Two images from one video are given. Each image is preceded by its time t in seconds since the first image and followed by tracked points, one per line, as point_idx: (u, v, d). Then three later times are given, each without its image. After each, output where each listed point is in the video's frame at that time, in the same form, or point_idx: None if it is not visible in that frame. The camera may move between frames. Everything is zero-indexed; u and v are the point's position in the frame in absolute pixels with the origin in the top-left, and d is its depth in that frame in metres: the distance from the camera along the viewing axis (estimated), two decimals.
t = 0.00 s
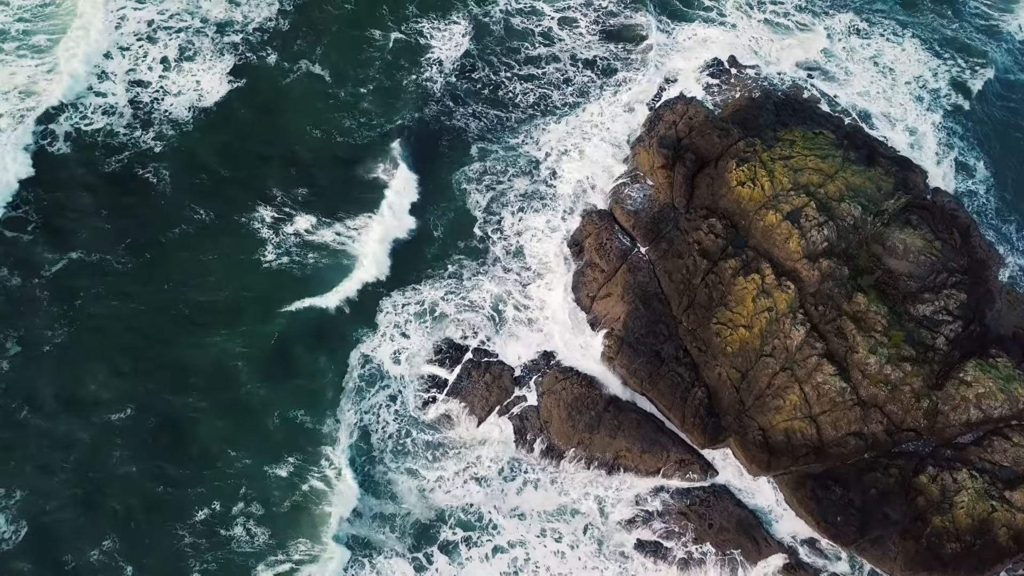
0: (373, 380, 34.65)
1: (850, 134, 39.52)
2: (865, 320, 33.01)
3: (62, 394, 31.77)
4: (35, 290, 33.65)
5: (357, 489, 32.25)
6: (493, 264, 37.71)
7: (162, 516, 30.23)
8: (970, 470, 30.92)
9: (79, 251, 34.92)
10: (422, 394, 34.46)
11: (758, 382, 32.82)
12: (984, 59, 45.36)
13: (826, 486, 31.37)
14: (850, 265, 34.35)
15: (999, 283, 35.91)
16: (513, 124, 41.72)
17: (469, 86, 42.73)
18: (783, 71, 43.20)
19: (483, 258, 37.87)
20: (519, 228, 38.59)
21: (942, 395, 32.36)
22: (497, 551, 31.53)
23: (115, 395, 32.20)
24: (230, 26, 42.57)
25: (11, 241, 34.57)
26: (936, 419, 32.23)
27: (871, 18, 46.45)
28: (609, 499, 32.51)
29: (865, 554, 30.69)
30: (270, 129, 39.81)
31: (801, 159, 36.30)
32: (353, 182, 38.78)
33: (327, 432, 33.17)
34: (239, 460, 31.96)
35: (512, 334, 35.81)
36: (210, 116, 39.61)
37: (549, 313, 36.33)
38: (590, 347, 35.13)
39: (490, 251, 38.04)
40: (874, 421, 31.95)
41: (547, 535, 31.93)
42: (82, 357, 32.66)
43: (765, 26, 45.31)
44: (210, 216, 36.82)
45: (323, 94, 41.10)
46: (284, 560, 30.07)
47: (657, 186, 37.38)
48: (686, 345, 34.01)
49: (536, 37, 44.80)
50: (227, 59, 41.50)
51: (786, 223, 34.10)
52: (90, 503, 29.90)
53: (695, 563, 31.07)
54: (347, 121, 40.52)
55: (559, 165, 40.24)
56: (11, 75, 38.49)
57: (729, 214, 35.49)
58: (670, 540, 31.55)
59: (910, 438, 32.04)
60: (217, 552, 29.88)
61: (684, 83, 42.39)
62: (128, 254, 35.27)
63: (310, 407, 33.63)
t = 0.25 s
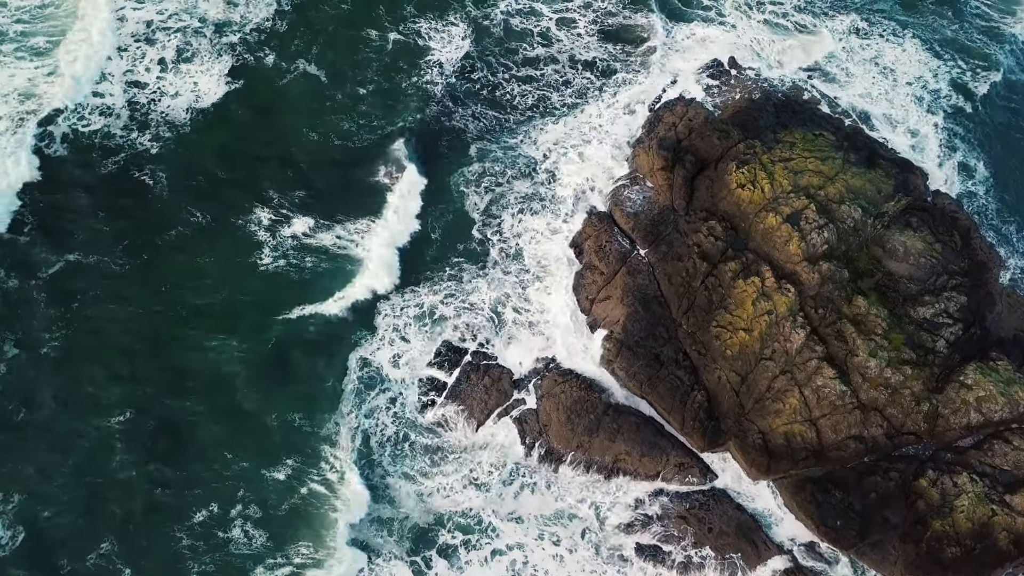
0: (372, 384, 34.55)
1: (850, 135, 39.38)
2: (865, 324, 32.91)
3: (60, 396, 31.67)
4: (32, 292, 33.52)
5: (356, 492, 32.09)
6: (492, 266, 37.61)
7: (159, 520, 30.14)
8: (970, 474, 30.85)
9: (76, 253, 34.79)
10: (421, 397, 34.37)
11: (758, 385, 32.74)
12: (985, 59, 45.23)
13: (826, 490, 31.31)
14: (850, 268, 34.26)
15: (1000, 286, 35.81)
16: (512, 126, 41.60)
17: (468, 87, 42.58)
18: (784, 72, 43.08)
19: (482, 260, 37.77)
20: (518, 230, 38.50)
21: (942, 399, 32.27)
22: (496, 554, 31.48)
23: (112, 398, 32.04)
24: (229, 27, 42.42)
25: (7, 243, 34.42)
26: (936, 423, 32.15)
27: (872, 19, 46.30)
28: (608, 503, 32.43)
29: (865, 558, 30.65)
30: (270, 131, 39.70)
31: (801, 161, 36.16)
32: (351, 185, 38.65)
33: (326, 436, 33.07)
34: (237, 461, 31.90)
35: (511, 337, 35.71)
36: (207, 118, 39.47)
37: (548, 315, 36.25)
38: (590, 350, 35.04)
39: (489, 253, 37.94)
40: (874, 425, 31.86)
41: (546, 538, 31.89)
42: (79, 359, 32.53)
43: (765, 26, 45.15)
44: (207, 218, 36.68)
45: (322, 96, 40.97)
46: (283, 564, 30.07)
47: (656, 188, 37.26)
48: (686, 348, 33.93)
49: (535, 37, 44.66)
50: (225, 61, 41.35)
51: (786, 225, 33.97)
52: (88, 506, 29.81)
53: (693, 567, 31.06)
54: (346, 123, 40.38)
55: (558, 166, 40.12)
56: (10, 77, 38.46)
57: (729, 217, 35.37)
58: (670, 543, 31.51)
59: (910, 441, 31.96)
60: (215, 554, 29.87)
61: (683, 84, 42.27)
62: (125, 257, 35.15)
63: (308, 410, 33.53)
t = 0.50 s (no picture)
0: (371, 387, 34.44)
1: (850, 137, 39.22)
2: (865, 327, 32.79)
3: (56, 399, 31.53)
4: (27, 294, 33.36)
5: (354, 495, 31.95)
6: (491, 268, 37.50)
7: (156, 523, 29.96)
8: (971, 478, 30.74)
9: (72, 256, 34.63)
10: (419, 400, 34.27)
11: (758, 389, 32.65)
12: (984, 60, 45.11)
13: (826, 494, 31.21)
14: (850, 270, 34.13)
15: (1000, 288, 35.69)
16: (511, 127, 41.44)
17: (468, 87, 42.46)
18: (784, 73, 42.93)
19: (481, 262, 37.65)
20: (517, 231, 38.38)
21: (942, 402, 32.13)
22: (494, 558, 31.38)
23: (109, 401, 31.90)
24: (227, 27, 42.32)
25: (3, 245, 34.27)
26: (936, 426, 32.04)
27: (871, 19, 46.17)
28: (607, 507, 32.35)
29: (865, 563, 30.55)
30: (269, 131, 39.61)
31: (801, 163, 36.02)
32: (350, 187, 38.52)
33: (324, 439, 32.94)
34: (233, 464, 31.77)
35: (510, 340, 35.62)
36: (204, 119, 39.33)
37: (547, 318, 36.16)
38: (588, 354, 34.98)
39: (488, 255, 37.82)
40: (874, 429, 31.75)
41: (544, 542, 31.79)
42: (75, 362, 32.40)
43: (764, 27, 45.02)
44: (204, 221, 36.55)
45: (320, 97, 40.84)
46: (282, 567, 29.88)
47: (656, 190, 37.15)
48: (685, 352, 33.85)
49: (533, 39, 44.57)
50: (222, 61, 41.19)
51: (786, 228, 33.84)
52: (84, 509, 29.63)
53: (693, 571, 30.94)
54: (345, 126, 40.24)
55: (557, 168, 39.99)
56: (10, 80, 38.26)
57: (729, 219, 35.24)
58: (669, 547, 31.41)
59: (910, 445, 31.86)
60: (212, 556, 29.72)
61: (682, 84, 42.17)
62: (122, 259, 35.00)
63: (306, 413, 33.42)
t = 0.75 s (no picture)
0: (370, 390, 34.34)
1: (851, 138, 39.07)
2: (865, 330, 32.70)
3: (52, 402, 31.41)
4: (24, 297, 33.24)
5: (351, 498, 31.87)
6: (489, 270, 37.38)
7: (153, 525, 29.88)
8: (971, 481, 30.67)
9: (69, 258, 34.51)
10: (418, 403, 34.17)
11: (757, 392, 32.55)
12: (984, 60, 44.97)
13: (826, 498, 31.14)
14: (850, 272, 34.01)
15: (1001, 290, 35.57)
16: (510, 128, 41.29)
17: (466, 88, 42.30)
18: (784, 74, 42.78)
19: (479, 264, 37.54)
20: (515, 233, 38.28)
21: (942, 405, 32.04)
22: (493, 561, 31.33)
23: (105, 403, 31.78)
24: (224, 27, 42.15)
25: None
26: (937, 429, 31.95)
27: (871, 20, 46.02)
28: (605, 510, 32.29)
29: (865, 566, 30.51)
30: (266, 133, 39.47)
31: (801, 165, 35.88)
32: (347, 190, 38.37)
33: (322, 442, 32.86)
34: (231, 466, 31.68)
35: (508, 342, 35.51)
36: (201, 121, 39.20)
37: (545, 320, 36.04)
38: (587, 357, 34.90)
39: (486, 258, 37.71)
40: (874, 432, 31.66)
41: (543, 545, 31.73)
42: (72, 364, 32.30)
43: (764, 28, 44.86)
44: (200, 223, 36.43)
45: (318, 98, 40.70)
46: (281, 569, 29.82)
47: (655, 191, 37.03)
48: (685, 354, 33.76)
49: (532, 39, 44.42)
50: (219, 62, 41.03)
51: (786, 230, 33.73)
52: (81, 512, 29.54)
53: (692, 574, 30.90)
54: (343, 127, 40.13)
55: (555, 169, 39.87)
56: (8, 82, 38.14)
57: (728, 221, 35.12)
58: (668, 550, 31.35)
59: (910, 448, 31.78)
60: (210, 557, 29.65)
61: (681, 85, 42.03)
62: (119, 260, 34.88)
63: (304, 416, 33.33)
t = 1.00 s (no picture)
0: (368, 393, 34.16)
1: (851, 140, 38.89)
2: (865, 333, 32.58)
3: (49, 404, 31.32)
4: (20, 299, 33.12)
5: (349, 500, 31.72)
6: (488, 273, 37.28)
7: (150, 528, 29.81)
8: (971, 485, 30.60)
9: (65, 259, 34.40)
10: (416, 406, 34.07)
11: (757, 395, 32.44)
12: (984, 61, 44.82)
13: (825, 501, 31.05)
14: (850, 275, 33.88)
15: (1001, 293, 35.43)
16: (508, 129, 41.11)
17: (464, 89, 42.15)
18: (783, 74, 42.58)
19: (477, 266, 37.41)
20: (514, 235, 38.18)
21: (943, 409, 31.93)
22: (491, 564, 31.26)
23: (101, 406, 31.67)
24: (222, 28, 42.00)
25: None
26: (937, 433, 31.84)
27: (870, 20, 45.85)
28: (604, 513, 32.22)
29: (864, 571, 30.44)
30: (263, 136, 39.32)
31: (801, 167, 35.75)
32: (345, 193, 38.22)
33: (320, 446, 32.76)
34: (227, 468, 31.59)
35: (506, 345, 35.41)
36: (198, 122, 39.04)
37: (544, 323, 35.93)
38: (586, 360, 34.79)
39: (484, 259, 37.58)
40: (874, 435, 31.56)
41: (541, 549, 31.64)
42: (68, 366, 32.17)
43: (763, 29, 44.72)
44: (195, 225, 36.26)
45: (315, 100, 40.55)
46: (279, 572, 29.81)
47: (655, 194, 36.90)
48: (684, 358, 33.64)
49: (530, 40, 44.26)
50: (216, 63, 40.88)
51: (786, 233, 33.62)
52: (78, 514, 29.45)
53: None
54: (340, 129, 39.98)
55: (553, 171, 39.76)
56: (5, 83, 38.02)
57: (728, 223, 35.00)
58: (667, 554, 31.28)
59: (910, 451, 31.68)
60: (208, 558, 29.63)
61: (680, 87, 41.88)
62: (115, 261, 34.76)
63: (302, 419, 33.23)
